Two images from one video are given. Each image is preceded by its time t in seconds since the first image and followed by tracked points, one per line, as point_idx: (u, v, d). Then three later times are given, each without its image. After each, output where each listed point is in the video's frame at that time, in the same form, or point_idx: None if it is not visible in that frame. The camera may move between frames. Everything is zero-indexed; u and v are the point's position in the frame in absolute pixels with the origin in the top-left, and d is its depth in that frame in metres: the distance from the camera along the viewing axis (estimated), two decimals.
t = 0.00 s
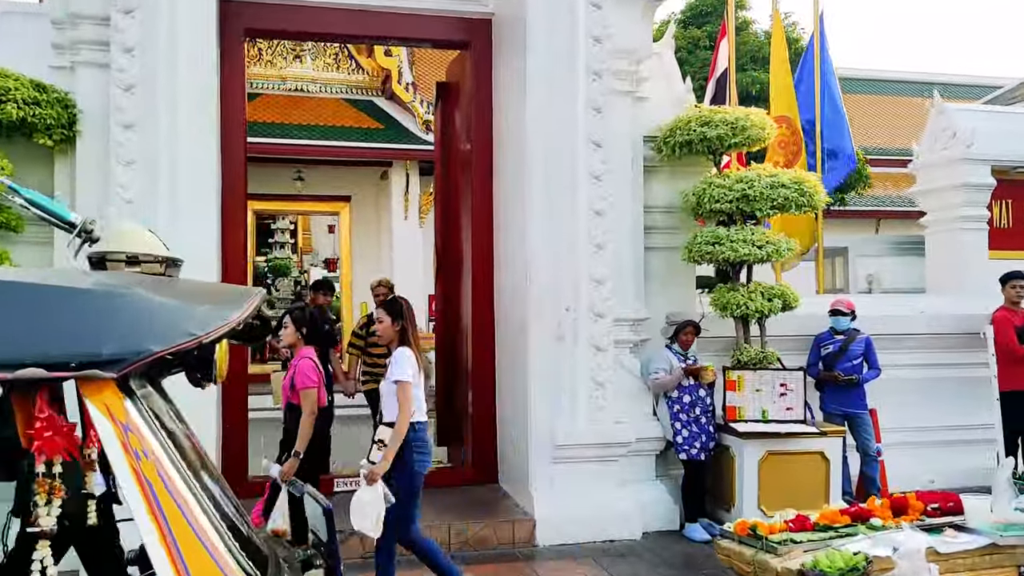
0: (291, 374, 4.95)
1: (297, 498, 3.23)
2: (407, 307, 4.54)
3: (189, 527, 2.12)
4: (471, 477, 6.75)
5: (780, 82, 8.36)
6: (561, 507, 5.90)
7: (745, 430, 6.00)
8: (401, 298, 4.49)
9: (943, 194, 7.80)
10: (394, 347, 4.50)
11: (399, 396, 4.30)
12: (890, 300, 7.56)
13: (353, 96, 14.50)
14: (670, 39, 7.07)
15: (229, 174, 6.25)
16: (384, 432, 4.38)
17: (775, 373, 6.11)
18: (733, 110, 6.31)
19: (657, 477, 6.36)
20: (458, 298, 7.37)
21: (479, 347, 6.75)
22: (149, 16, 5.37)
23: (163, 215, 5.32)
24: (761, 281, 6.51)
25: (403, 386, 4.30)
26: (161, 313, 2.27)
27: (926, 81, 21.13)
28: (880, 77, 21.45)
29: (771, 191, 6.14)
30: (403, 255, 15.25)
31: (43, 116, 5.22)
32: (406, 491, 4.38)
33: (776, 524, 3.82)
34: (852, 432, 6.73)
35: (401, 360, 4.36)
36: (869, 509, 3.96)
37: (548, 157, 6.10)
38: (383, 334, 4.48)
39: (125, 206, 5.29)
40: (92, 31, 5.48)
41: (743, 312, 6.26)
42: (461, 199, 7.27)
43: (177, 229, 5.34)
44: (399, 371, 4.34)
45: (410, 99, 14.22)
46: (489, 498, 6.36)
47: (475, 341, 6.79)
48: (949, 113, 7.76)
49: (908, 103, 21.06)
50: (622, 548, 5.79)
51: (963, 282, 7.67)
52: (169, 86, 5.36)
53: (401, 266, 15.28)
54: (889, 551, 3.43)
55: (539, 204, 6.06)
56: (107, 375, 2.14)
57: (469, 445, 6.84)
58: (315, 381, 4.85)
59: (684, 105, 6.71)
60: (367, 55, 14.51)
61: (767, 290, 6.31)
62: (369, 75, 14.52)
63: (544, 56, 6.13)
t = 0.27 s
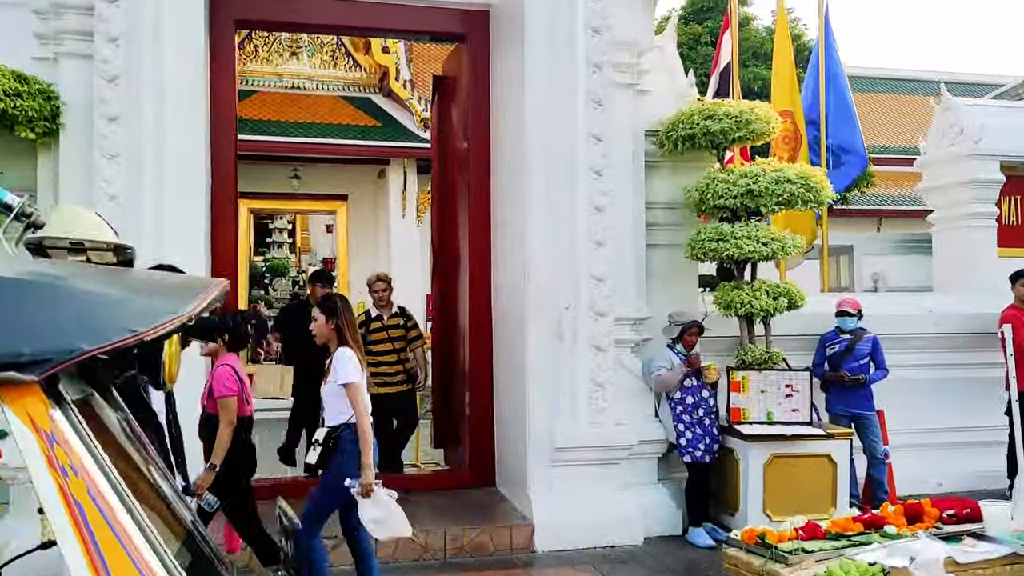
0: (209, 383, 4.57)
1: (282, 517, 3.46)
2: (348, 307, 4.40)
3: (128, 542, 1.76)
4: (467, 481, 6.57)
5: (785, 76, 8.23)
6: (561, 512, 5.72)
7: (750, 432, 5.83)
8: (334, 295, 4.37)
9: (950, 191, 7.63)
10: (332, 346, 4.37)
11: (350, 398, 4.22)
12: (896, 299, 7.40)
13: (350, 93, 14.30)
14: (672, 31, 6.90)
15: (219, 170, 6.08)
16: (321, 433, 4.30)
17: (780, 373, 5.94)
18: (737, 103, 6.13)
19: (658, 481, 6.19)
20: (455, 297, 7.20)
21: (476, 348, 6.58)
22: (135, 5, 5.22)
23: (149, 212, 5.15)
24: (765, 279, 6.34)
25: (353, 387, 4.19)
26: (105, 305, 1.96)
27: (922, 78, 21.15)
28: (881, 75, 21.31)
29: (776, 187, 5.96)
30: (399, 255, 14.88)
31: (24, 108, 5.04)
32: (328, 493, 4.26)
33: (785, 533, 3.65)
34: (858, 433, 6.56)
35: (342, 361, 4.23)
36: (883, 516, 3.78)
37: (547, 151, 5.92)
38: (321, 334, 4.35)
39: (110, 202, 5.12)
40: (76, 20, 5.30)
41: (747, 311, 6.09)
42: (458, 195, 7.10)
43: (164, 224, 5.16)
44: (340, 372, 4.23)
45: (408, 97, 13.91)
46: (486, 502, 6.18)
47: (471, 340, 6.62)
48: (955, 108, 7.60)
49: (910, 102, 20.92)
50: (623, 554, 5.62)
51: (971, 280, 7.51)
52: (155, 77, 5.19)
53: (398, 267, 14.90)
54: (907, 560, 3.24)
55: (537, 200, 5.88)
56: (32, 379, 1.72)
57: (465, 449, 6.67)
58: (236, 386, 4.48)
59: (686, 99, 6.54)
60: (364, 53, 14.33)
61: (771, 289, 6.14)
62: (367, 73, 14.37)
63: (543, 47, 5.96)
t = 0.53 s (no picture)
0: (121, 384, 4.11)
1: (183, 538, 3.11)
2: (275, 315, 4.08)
3: None
4: (462, 484, 6.39)
5: (786, 72, 8.08)
6: (559, 518, 5.54)
7: (755, 435, 5.64)
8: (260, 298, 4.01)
9: (958, 186, 7.44)
10: (256, 354, 4.04)
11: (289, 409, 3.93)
12: (903, 296, 7.21)
13: (347, 90, 14.04)
14: (674, 22, 6.71)
15: (206, 163, 5.89)
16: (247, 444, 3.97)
17: (785, 374, 5.76)
18: (740, 95, 5.94)
19: (660, 484, 6.01)
20: (451, 295, 7.01)
21: (472, 348, 6.39)
22: None
23: (131, 207, 4.96)
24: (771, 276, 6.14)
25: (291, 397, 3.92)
26: (19, 299, 1.67)
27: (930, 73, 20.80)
28: (883, 73, 21.11)
29: (781, 181, 5.78)
30: (397, 255, 14.64)
31: None
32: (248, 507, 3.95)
33: (794, 542, 3.46)
34: (864, 435, 6.38)
35: (273, 371, 3.96)
36: (897, 527, 3.60)
37: (544, 144, 5.73)
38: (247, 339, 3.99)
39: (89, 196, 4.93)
40: (54, 8, 5.10)
41: (751, 310, 5.91)
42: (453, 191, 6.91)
43: (146, 219, 4.97)
44: (274, 383, 3.95)
45: (405, 94, 13.65)
46: (482, 507, 6.00)
47: (467, 340, 6.43)
48: (963, 102, 7.41)
49: (912, 99, 20.71)
50: (623, 561, 5.44)
51: (980, 278, 7.32)
52: (137, 66, 5.00)
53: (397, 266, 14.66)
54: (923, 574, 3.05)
55: (534, 195, 5.69)
56: None
57: (461, 451, 6.48)
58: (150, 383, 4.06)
59: (688, 92, 6.35)
60: (360, 48, 14.01)
61: (776, 287, 5.95)
62: (363, 70, 14.08)
63: (541, 36, 5.77)
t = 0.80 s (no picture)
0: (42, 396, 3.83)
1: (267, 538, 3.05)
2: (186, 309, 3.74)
3: None
4: (458, 491, 6.19)
5: (792, 70, 7.81)
6: (557, 527, 5.33)
7: (760, 440, 5.44)
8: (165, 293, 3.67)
9: (968, 184, 7.24)
10: (166, 353, 3.69)
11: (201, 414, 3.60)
12: (911, 297, 7.01)
13: (342, 88, 13.77)
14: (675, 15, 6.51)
15: (193, 159, 5.70)
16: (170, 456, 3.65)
17: (791, 377, 5.57)
18: (745, 89, 5.74)
19: (662, 491, 5.81)
20: (446, 296, 6.81)
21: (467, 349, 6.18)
22: None
23: (111, 204, 4.76)
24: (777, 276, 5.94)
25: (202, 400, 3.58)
26: None
27: (943, 70, 20.27)
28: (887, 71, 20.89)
29: (787, 178, 5.58)
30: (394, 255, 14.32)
31: None
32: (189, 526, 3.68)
33: (806, 558, 3.26)
34: (873, 440, 6.19)
35: (189, 371, 3.62)
36: (917, 540, 3.40)
37: (543, 139, 5.53)
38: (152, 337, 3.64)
39: (67, 193, 4.72)
40: None
41: (755, 312, 5.71)
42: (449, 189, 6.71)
43: (127, 216, 4.77)
44: (190, 385, 3.62)
45: (401, 92, 13.34)
46: (478, 515, 5.79)
47: (463, 342, 6.22)
48: (974, 98, 7.21)
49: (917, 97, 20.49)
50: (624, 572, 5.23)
51: (990, 278, 7.12)
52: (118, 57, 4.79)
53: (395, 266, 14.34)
54: None
55: (531, 192, 5.49)
56: None
57: (456, 457, 6.27)
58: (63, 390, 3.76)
59: (690, 86, 6.16)
60: (357, 45, 13.61)
61: (782, 287, 5.75)
62: (359, 67, 13.74)
63: (539, 27, 5.57)
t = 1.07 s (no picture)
0: None
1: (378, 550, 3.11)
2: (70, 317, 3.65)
3: None
4: (453, 494, 6.00)
5: (795, 64, 7.59)
6: (555, 532, 5.15)
7: (765, 442, 5.26)
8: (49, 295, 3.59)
9: (978, 179, 7.04)
10: (40, 361, 3.57)
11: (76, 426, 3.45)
12: (920, 295, 6.83)
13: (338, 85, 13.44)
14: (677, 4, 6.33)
15: (179, 150, 5.51)
16: (43, 475, 3.44)
17: (798, 376, 5.38)
18: (750, 78, 5.55)
19: (663, 494, 5.62)
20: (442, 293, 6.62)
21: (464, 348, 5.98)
22: None
23: (91, 196, 4.57)
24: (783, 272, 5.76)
25: (79, 413, 3.45)
26: None
27: (947, 67, 19.99)
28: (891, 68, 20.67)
29: (794, 170, 5.39)
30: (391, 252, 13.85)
31: None
32: (56, 556, 3.48)
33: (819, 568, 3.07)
34: (882, 442, 5.99)
35: (57, 385, 3.46)
36: (936, 548, 3.20)
37: (542, 129, 5.34)
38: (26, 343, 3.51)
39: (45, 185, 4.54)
40: None
41: (760, 309, 5.53)
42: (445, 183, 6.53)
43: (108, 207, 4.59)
44: (58, 399, 3.44)
45: (398, 89, 12.99)
46: (473, 518, 5.61)
47: (459, 340, 6.03)
48: (984, 91, 7.02)
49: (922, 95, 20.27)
50: None
51: (1000, 276, 6.94)
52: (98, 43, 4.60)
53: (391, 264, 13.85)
54: None
55: (530, 185, 5.31)
56: None
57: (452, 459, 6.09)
58: None
59: (693, 77, 5.98)
60: (353, 41, 13.16)
61: (788, 284, 5.57)
62: (356, 64, 13.29)
63: (538, 14, 5.39)
